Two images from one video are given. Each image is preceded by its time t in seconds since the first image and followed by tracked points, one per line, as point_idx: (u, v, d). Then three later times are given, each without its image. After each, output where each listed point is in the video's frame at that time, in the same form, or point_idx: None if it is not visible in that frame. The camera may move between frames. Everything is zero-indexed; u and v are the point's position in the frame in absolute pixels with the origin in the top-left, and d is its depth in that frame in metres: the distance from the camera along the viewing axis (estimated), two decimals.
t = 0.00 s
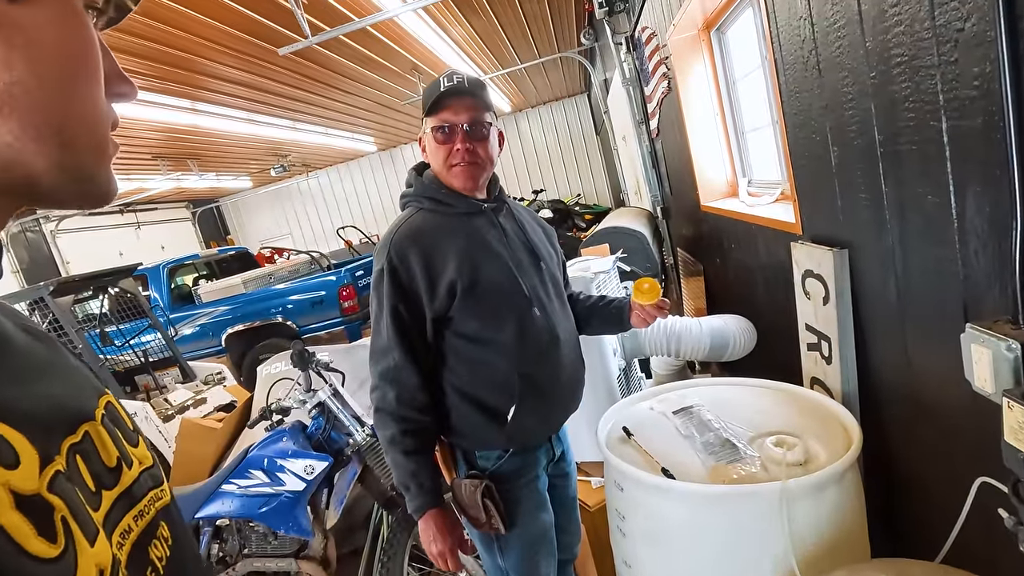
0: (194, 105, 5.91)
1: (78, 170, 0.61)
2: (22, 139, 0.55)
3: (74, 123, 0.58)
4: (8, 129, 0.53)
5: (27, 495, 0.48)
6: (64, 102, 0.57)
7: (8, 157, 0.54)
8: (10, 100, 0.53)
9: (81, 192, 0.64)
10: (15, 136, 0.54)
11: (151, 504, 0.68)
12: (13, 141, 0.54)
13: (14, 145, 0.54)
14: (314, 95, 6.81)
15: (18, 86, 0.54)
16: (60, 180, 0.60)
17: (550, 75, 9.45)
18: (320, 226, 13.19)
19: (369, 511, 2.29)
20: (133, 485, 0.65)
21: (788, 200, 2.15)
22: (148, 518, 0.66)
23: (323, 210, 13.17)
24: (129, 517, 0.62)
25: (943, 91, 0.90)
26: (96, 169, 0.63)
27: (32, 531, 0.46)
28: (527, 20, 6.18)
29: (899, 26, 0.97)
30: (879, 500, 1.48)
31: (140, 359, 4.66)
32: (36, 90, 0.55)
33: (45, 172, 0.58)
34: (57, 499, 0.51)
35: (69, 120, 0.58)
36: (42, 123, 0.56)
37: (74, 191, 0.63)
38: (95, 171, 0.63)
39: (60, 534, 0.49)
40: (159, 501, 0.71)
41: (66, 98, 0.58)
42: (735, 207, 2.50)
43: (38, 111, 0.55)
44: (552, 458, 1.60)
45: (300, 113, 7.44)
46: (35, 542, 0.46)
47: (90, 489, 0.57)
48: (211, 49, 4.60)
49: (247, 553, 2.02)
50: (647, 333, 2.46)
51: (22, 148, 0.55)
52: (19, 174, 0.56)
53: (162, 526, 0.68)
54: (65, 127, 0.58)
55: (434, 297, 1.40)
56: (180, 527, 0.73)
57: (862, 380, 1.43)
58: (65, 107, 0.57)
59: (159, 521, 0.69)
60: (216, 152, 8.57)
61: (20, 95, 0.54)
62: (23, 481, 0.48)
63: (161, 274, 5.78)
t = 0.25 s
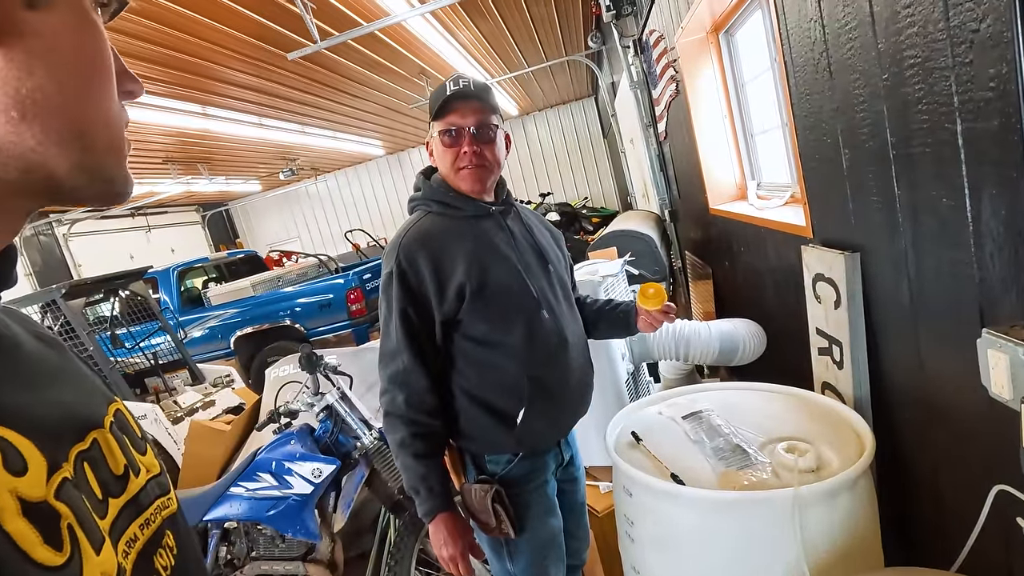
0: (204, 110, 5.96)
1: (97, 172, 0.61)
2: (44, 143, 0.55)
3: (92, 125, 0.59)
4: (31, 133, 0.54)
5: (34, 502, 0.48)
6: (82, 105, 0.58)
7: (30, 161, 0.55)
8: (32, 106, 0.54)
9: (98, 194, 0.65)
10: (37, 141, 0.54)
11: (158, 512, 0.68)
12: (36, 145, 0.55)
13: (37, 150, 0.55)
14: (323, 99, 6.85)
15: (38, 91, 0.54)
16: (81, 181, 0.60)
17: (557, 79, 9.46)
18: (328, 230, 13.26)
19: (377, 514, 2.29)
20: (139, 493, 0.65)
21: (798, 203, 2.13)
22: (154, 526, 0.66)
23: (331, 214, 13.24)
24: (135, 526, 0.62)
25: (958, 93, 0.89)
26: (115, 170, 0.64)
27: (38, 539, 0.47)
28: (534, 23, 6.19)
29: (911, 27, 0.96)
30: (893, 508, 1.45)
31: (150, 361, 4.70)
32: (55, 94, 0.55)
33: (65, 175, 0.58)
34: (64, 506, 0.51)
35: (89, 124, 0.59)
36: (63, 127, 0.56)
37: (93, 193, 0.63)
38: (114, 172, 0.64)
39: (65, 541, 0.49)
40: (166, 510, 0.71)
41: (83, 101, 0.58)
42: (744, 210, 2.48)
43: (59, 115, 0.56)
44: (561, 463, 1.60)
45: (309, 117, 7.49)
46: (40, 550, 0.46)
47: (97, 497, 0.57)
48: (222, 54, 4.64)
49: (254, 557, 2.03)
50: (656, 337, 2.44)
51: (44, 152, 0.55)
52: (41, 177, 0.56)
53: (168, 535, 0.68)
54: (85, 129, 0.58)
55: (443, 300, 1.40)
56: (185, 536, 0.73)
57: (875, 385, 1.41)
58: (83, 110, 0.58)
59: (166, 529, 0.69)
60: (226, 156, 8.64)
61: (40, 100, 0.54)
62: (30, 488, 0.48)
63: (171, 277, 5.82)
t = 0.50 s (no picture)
0: (213, 113, 6.01)
1: (98, 166, 0.61)
2: (45, 138, 0.55)
3: (93, 120, 0.59)
4: (33, 128, 0.54)
5: (40, 498, 0.48)
6: (84, 99, 0.58)
7: (32, 156, 0.55)
8: (34, 102, 0.54)
9: (98, 188, 0.65)
10: (39, 135, 0.54)
11: (163, 508, 0.69)
12: (38, 140, 0.54)
13: (38, 145, 0.55)
14: (330, 102, 6.90)
15: (40, 87, 0.54)
16: (82, 176, 0.60)
17: (563, 82, 9.48)
18: (335, 232, 13.33)
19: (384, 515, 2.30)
20: (144, 489, 0.66)
21: (806, 204, 2.12)
22: (159, 522, 0.66)
23: (338, 216, 13.31)
24: (140, 521, 0.62)
25: (968, 93, 0.88)
26: (115, 164, 0.64)
27: (44, 534, 0.47)
28: (540, 26, 6.20)
29: (920, 27, 0.96)
30: (903, 511, 1.44)
31: (159, 363, 4.74)
32: (56, 89, 0.55)
33: (66, 170, 0.58)
34: (69, 501, 0.51)
35: (90, 118, 0.58)
36: (65, 121, 0.56)
37: (93, 187, 0.63)
38: (114, 167, 0.64)
39: (71, 537, 0.49)
40: (171, 505, 0.71)
41: (85, 95, 0.58)
42: (751, 211, 2.47)
43: (60, 109, 0.55)
44: (568, 464, 1.59)
45: (316, 120, 7.53)
46: (46, 545, 0.46)
47: (103, 493, 0.57)
48: (230, 58, 4.68)
49: (262, 557, 2.03)
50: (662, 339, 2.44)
51: (46, 147, 0.55)
52: (42, 171, 0.56)
53: (173, 530, 0.69)
54: (85, 124, 0.58)
55: (449, 300, 1.40)
56: (190, 531, 0.74)
57: (884, 387, 1.40)
58: (84, 104, 0.58)
59: (171, 525, 0.69)
60: (234, 159, 8.71)
61: (42, 95, 0.54)
62: (36, 483, 0.48)
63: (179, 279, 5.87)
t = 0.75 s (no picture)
0: (222, 116, 6.07)
1: (103, 169, 0.62)
2: (50, 141, 0.55)
3: (98, 123, 0.59)
4: (37, 130, 0.54)
5: (44, 498, 0.48)
6: (89, 102, 0.58)
7: (36, 158, 0.55)
8: (39, 105, 0.54)
9: (104, 190, 0.65)
10: (44, 138, 0.55)
11: (168, 508, 0.69)
12: (42, 142, 0.55)
13: (43, 147, 0.55)
14: (338, 106, 6.94)
15: (45, 89, 0.54)
16: (87, 178, 0.61)
17: (569, 84, 9.49)
18: (342, 235, 13.39)
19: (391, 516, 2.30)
20: (150, 489, 0.66)
21: (815, 206, 2.11)
22: (164, 522, 0.67)
23: (345, 219, 13.37)
24: (145, 521, 0.63)
25: (980, 93, 0.87)
26: (121, 167, 0.64)
27: (47, 535, 0.47)
28: (547, 29, 6.22)
29: (931, 27, 0.95)
30: (914, 516, 1.43)
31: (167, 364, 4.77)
32: (61, 92, 0.56)
33: (71, 172, 0.59)
34: (73, 502, 0.51)
35: (95, 121, 0.59)
36: (69, 124, 0.56)
37: (98, 189, 0.64)
38: (120, 169, 0.64)
39: (75, 537, 0.49)
40: (177, 505, 0.72)
41: (90, 98, 0.58)
42: (760, 214, 2.46)
43: (65, 112, 0.56)
44: (574, 467, 1.59)
45: (324, 124, 7.58)
46: (49, 546, 0.46)
47: (108, 493, 0.58)
48: (238, 62, 4.72)
49: (270, 558, 2.04)
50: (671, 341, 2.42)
51: (51, 149, 0.56)
52: (47, 173, 0.57)
53: (178, 530, 0.69)
54: (90, 127, 0.58)
55: (456, 302, 1.41)
56: (196, 531, 0.74)
57: (895, 390, 1.39)
58: (89, 107, 0.58)
59: (176, 525, 0.70)
60: (243, 162, 8.78)
61: (47, 98, 0.54)
62: (41, 484, 0.48)
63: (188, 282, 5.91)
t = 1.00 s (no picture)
0: (229, 120, 6.11)
1: (107, 172, 0.62)
2: (56, 144, 0.55)
3: (103, 127, 0.60)
4: (42, 134, 0.54)
5: (52, 493, 0.49)
6: (92, 105, 0.58)
7: (41, 163, 0.55)
8: (44, 108, 0.54)
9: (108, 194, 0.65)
10: (49, 141, 0.54)
11: (173, 506, 0.70)
12: (49, 145, 0.55)
13: (49, 151, 0.55)
14: (344, 109, 6.98)
15: (50, 93, 0.55)
16: (91, 182, 0.61)
17: (574, 87, 9.50)
18: (347, 237, 13.43)
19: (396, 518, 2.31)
20: (155, 487, 0.67)
21: (820, 208, 2.10)
22: (169, 519, 0.67)
23: (350, 221, 13.42)
24: (150, 518, 0.63)
25: (987, 94, 0.87)
26: (125, 170, 0.65)
27: (55, 530, 0.47)
28: (552, 31, 6.23)
29: (938, 28, 0.95)
30: (922, 519, 1.41)
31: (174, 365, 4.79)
32: (67, 95, 0.56)
33: (76, 176, 0.59)
34: (80, 497, 0.52)
35: (99, 123, 0.59)
36: (75, 127, 0.57)
37: (103, 192, 0.64)
38: (124, 172, 0.64)
39: (81, 532, 0.50)
40: (181, 503, 0.72)
41: (93, 101, 0.59)
42: (765, 216, 2.45)
43: (70, 116, 0.56)
44: (577, 470, 1.58)
45: (329, 126, 7.62)
46: (57, 540, 0.47)
47: (114, 490, 0.58)
48: (245, 65, 4.75)
49: (275, 559, 2.05)
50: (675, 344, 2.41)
51: (57, 153, 0.56)
52: (52, 177, 0.57)
53: (182, 528, 0.69)
54: (94, 130, 0.59)
55: (459, 303, 1.41)
56: (201, 529, 0.75)
57: (902, 393, 1.38)
58: (93, 110, 0.58)
59: (180, 522, 0.70)
60: (249, 165, 8.83)
61: (52, 101, 0.55)
62: (48, 479, 0.49)
63: (194, 284, 5.95)
